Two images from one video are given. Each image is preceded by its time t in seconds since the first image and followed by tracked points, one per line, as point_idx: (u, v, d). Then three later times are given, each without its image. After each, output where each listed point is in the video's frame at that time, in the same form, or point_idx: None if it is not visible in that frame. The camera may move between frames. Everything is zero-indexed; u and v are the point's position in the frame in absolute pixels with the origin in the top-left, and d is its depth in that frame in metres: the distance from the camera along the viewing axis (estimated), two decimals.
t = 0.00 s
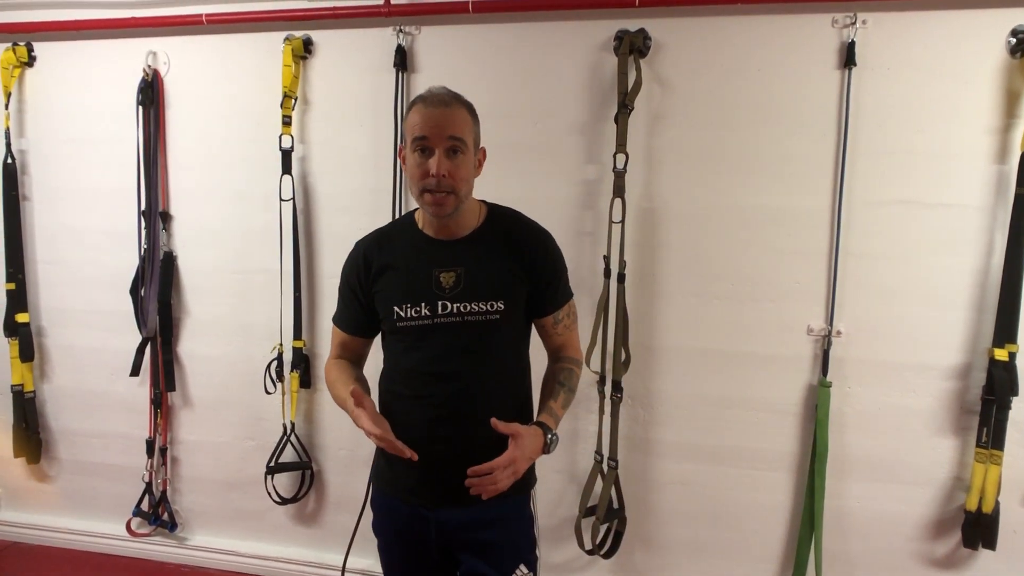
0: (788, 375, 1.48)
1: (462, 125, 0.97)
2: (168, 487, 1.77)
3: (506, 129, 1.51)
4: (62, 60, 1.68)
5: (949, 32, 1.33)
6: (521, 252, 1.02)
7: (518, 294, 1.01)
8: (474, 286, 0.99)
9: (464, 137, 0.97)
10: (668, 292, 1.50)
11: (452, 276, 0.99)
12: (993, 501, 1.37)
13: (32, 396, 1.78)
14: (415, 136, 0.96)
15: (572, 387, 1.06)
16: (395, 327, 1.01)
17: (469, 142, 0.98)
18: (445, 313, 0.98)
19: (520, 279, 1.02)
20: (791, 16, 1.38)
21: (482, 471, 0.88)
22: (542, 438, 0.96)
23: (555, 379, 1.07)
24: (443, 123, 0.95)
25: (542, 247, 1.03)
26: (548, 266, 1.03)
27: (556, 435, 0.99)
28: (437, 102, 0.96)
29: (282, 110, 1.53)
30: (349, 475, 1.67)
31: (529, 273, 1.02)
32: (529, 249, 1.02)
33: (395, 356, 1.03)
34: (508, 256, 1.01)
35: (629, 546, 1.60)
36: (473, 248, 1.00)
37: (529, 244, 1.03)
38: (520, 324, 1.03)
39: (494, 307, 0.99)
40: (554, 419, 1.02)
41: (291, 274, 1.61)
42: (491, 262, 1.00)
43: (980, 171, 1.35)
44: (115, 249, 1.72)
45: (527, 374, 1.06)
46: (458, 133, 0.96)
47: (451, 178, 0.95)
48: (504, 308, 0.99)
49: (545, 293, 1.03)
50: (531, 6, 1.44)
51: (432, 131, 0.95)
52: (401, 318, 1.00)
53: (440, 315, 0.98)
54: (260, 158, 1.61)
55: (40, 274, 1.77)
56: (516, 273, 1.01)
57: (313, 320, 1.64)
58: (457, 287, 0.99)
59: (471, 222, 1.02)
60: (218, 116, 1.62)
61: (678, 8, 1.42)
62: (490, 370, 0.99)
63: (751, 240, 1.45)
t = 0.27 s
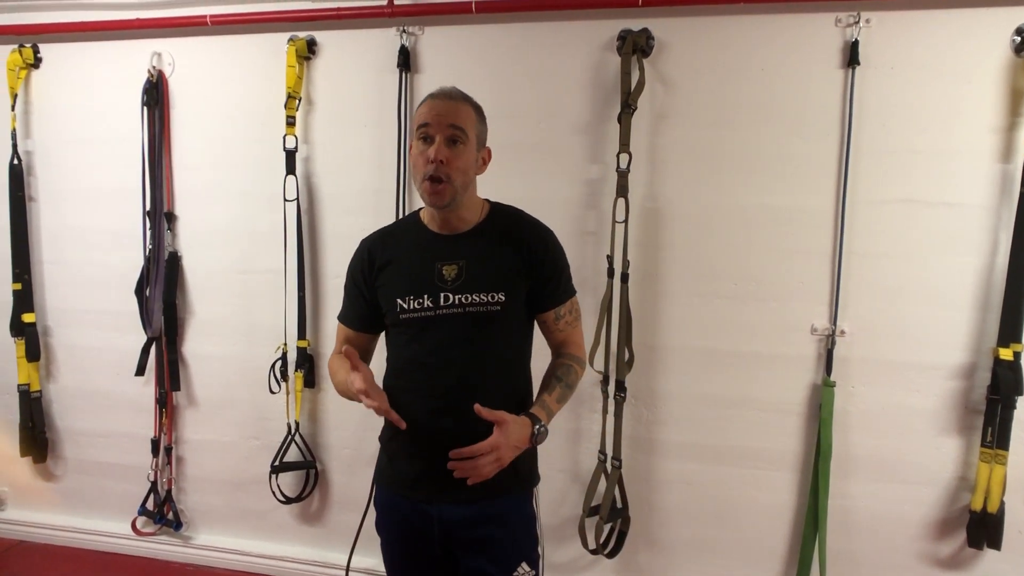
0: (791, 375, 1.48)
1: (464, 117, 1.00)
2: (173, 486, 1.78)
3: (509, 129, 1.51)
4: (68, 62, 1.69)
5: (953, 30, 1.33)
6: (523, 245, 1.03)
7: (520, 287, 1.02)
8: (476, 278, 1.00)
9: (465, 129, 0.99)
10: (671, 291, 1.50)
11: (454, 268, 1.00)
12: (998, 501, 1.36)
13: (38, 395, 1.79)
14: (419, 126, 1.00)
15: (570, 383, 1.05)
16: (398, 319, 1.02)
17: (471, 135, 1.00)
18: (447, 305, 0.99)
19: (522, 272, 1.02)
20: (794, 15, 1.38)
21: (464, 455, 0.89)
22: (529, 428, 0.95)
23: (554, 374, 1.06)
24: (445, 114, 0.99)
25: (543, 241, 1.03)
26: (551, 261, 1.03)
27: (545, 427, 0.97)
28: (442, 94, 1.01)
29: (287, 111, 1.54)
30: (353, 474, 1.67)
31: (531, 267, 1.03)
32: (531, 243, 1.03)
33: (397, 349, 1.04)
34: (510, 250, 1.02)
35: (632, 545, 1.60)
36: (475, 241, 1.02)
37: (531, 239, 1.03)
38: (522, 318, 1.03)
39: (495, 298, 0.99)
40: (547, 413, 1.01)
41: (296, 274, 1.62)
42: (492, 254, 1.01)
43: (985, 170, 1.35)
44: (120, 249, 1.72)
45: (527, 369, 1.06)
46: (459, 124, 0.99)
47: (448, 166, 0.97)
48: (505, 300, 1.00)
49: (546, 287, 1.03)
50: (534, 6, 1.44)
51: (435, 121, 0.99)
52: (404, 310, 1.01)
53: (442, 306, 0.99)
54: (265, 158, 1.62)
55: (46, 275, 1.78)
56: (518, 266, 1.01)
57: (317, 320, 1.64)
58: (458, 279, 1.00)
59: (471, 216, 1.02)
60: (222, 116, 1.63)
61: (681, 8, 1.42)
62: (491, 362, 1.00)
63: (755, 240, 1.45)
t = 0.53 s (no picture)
0: (797, 373, 1.48)
1: (477, 115, 1.01)
2: (180, 484, 1.79)
3: (514, 128, 1.52)
4: (76, 62, 1.70)
5: (959, 29, 1.33)
6: (534, 242, 1.03)
7: (531, 283, 1.01)
8: (486, 273, 1.00)
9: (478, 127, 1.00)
10: (676, 290, 1.50)
11: (464, 263, 1.01)
12: (1004, 500, 1.36)
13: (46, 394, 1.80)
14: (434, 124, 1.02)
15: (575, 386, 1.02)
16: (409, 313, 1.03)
17: (484, 133, 1.01)
18: (457, 299, 1.00)
19: (532, 268, 1.02)
20: (799, 14, 1.39)
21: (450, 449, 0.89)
22: (516, 426, 0.93)
23: (560, 375, 1.02)
24: (459, 112, 1.00)
25: (556, 238, 1.03)
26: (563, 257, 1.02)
27: (536, 428, 0.95)
28: (458, 92, 1.02)
29: (293, 111, 1.55)
30: (359, 473, 1.68)
31: (543, 264, 1.02)
32: (543, 240, 1.03)
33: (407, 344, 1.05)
34: (522, 246, 1.02)
35: (638, 544, 1.61)
36: (487, 237, 1.02)
37: (544, 236, 1.03)
38: (533, 314, 1.02)
39: (505, 293, 1.00)
40: (544, 414, 0.98)
41: (302, 273, 1.63)
42: (502, 249, 1.02)
43: (991, 169, 1.35)
44: (128, 249, 1.73)
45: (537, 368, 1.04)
46: (471, 121, 1.00)
47: (458, 162, 0.98)
48: (514, 295, 1.00)
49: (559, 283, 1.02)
50: (540, 6, 1.45)
51: (449, 118, 1.01)
52: (414, 303, 1.02)
53: (452, 301, 1.00)
54: (271, 158, 1.63)
55: (54, 274, 1.79)
56: (529, 262, 1.02)
57: (323, 319, 1.65)
58: (469, 274, 1.01)
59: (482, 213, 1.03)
60: (229, 116, 1.64)
61: (686, 7, 1.42)
62: (501, 358, 1.00)
63: (760, 238, 1.45)
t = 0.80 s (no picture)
0: (799, 373, 1.47)
1: (507, 121, 0.97)
2: (182, 484, 1.79)
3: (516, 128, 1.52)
4: (80, 64, 1.71)
5: (960, 28, 1.33)
6: (563, 249, 1.01)
7: (557, 292, 1.00)
8: (512, 278, 0.99)
9: (507, 134, 0.97)
10: (679, 289, 1.50)
11: (490, 267, 1.00)
12: (1009, 500, 1.35)
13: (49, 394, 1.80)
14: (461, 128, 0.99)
15: (596, 402, 1.02)
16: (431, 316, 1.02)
17: (514, 139, 0.98)
18: (480, 303, 0.99)
19: (559, 276, 1.00)
20: (800, 13, 1.39)
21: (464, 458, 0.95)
22: (530, 443, 0.95)
23: (583, 389, 1.02)
24: (488, 118, 0.97)
25: (586, 247, 1.02)
26: (593, 268, 1.01)
27: (551, 446, 0.96)
28: (487, 95, 0.99)
29: (295, 112, 1.55)
30: (361, 473, 1.68)
31: (571, 273, 1.01)
32: (573, 248, 1.01)
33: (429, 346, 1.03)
34: (549, 253, 1.01)
35: (640, 544, 1.60)
36: (514, 242, 1.01)
37: (573, 243, 1.02)
38: (558, 321, 1.01)
39: (530, 300, 0.98)
40: (562, 431, 0.98)
41: (304, 273, 1.63)
42: (529, 255, 1.00)
43: (993, 168, 1.35)
44: (131, 249, 1.74)
45: (559, 376, 1.04)
46: (501, 127, 0.97)
47: (485, 172, 0.96)
48: (540, 303, 0.99)
49: (587, 294, 1.01)
50: (541, 6, 1.45)
51: (477, 124, 0.98)
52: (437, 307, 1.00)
53: (476, 306, 0.99)
54: (273, 159, 1.64)
55: (57, 274, 1.79)
56: (556, 270, 1.00)
57: (325, 319, 1.65)
58: (494, 279, 0.99)
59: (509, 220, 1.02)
60: (232, 117, 1.64)
61: (687, 7, 1.43)
62: (525, 365, 0.98)
63: (763, 238, 1.45)
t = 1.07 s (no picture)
0: (804, 376, 1.47)
1: (563, 134, 0.94)
2: (181, 489, 1.77)
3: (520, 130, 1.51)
4: (79, 63, 1.69)
5: (963, 33, 1.34)
6: (609, 267, 1.01)
7: (602, 309, 1.00)
8: (557, 296, 0.98)
9: (564, 148, 0.95)
10: (684, 292, 1.50)
11: (535, 283, 0.98)
12: (1013, 503, 1.36)
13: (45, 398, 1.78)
14: (513, 140, 0.95)
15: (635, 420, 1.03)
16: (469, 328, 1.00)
17: (569, 152, 0.96)
18: (524, 320, 0.98)
19: (604, 294, 1.00)
20: (804, 16, 1.39)
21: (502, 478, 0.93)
22: (574, 467, 0.95)
23: (622, 406, 1.04)
24: (544, 132, 0.94)
25: (633, 264, 1.01)
26: (639, 285, 1.01)
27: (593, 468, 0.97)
28: (541, 106, 0.94)
29: (298, 112, 1.54)
30: (363, 477, 1.66)
31: (616, 289, 1.01)
32: (619, 265, 1.01)
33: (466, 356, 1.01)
34: (595, 269, 1.00)
35: (645, 548, 1.59)
36: (560, 256, 1.00)
37: (620, 259, 1.01)
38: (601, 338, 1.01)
39: (576, 320, 0.98)
40: (601, 450, 1.01)
41: (306, 275, 1.61)
42: (574, 272, 0.99)
43: (996, 171, 1.35)
44: (130, 251, 1.72)
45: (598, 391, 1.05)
46: (559, 142, 0.94)
47: (542, 192, 0.94)
48: (586, 322, 0.98)
49: (631, 312, 1.01)
50: (546, 8, 1.45)
51: (532, 137, 0.94)
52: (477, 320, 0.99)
53: (519, 322, 0.98)
54: (276, 160, 1.62)
55: (55, 276, 1.77)
56: (602, 288, 1.00)
57: (327, 321, 1.64)
58: (539, 295, 0.98)
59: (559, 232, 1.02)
60: (233, 118, 1.63)
61: (692, 10, 1.43)
62: (567, 383, 0.99)
63: (769, 241, 1.45)
